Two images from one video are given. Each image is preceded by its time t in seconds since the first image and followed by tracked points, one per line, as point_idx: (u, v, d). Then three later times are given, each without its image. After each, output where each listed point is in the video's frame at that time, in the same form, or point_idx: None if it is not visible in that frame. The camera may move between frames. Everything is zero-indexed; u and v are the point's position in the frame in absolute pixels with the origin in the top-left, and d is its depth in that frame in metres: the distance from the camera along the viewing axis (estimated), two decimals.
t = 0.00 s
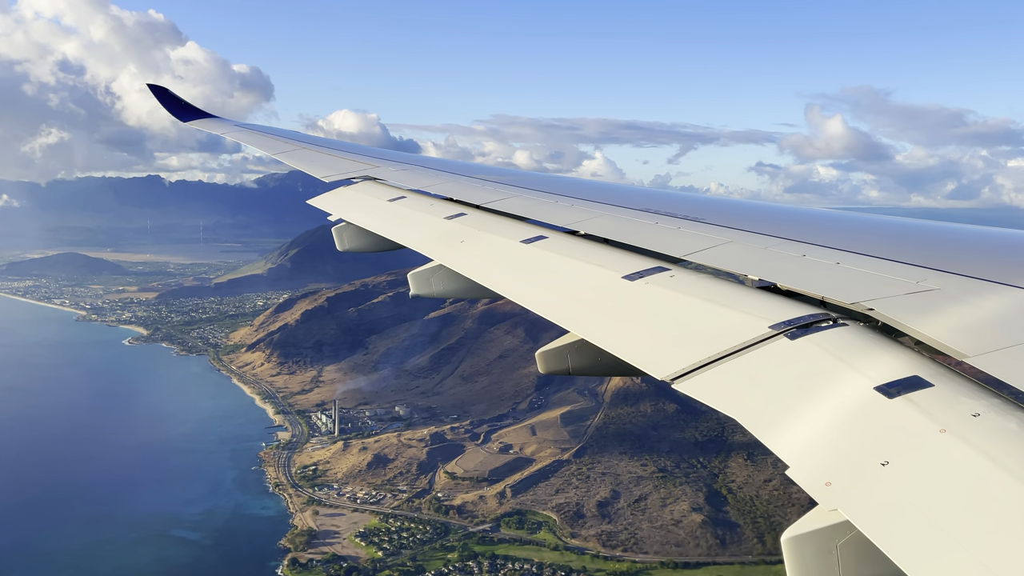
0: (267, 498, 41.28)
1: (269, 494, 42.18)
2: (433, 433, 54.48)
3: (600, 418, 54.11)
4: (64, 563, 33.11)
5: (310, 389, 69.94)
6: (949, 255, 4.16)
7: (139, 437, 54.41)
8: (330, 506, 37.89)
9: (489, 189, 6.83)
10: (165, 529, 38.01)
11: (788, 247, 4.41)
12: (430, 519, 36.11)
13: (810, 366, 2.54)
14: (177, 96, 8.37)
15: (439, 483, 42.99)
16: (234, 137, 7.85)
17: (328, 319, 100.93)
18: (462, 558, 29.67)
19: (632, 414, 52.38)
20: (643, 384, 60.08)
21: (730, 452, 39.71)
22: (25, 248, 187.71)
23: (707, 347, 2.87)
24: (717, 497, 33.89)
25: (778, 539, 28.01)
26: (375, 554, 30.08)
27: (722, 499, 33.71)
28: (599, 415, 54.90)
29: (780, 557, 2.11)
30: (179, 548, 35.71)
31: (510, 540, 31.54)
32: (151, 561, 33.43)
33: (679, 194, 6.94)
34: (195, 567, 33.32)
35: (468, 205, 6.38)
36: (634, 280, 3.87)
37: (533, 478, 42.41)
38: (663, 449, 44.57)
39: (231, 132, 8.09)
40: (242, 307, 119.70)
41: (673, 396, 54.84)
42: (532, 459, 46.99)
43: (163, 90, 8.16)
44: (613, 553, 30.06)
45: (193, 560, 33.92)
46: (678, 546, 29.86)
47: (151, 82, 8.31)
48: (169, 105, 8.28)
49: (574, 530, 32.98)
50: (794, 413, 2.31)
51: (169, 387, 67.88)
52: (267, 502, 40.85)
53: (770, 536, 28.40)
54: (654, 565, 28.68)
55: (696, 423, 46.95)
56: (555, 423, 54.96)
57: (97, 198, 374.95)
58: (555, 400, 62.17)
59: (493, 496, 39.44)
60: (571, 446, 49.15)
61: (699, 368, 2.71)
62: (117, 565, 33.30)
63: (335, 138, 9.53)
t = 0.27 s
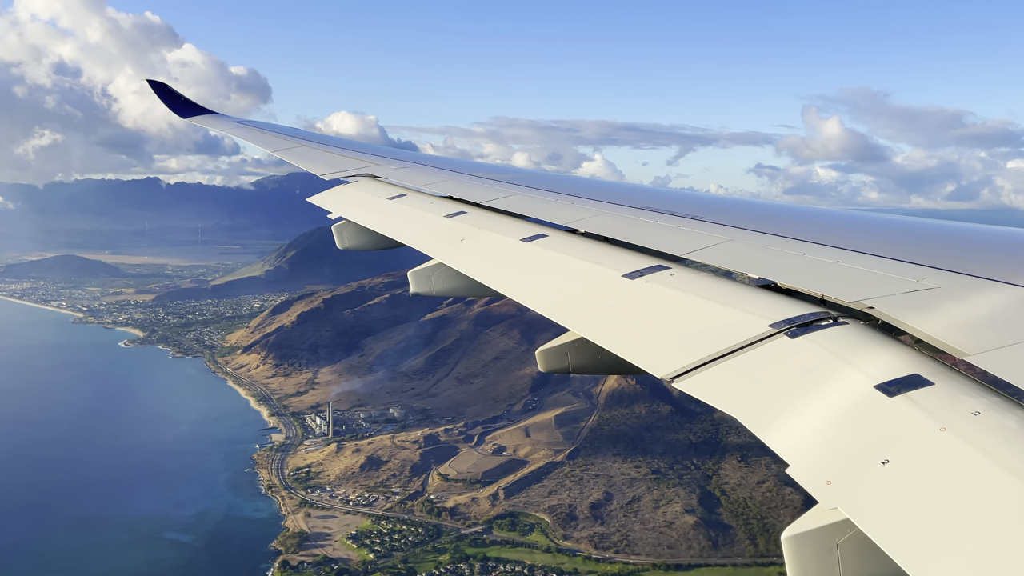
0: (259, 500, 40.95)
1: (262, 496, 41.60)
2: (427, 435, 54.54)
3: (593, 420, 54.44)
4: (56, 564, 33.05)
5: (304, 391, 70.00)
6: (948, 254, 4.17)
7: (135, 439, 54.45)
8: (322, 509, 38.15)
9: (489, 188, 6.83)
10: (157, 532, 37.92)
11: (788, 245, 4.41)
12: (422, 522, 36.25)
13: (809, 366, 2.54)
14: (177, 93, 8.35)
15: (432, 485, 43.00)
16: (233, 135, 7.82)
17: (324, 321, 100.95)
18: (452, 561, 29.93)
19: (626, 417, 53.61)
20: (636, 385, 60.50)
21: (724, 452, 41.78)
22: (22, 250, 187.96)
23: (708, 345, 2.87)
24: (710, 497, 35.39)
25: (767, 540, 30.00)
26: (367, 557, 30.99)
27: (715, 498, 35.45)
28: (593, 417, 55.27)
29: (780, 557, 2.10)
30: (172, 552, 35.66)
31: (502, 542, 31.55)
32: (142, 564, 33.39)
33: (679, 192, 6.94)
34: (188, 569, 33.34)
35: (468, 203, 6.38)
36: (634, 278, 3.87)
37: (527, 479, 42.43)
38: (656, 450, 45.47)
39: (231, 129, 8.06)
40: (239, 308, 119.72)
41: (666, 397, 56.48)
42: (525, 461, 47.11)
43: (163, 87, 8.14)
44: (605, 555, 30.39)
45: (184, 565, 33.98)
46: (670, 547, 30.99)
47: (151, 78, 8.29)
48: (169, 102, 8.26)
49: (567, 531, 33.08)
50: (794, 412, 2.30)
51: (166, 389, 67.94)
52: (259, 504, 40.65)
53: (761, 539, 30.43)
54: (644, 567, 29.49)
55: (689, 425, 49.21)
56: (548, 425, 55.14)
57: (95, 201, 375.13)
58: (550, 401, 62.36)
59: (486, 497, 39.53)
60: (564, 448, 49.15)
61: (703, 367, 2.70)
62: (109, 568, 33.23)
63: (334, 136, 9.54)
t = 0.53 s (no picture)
0: (252, 503, 41.04)
1: (255, 499, 41.65)
2: (421, 437, 54.47)
3: (588, 422, 54.68)
4: (47, 566, 32.93)
5: (300, 394, 70.01)
6: (948, 252, 4.18)
7: (130, 441, 54.31)
8: (314, 512, 38.00)
9: (489, 187, 6.81)
10: (148, 536, 37.80)
11: (789, 244, 4.41)
12: (414, 525, 36.12)
13: (810, 365, 2.53)
14: (177, 92, 8.33)
15: (425, 488, 42.97)
16: (233, 134, 7.80)
17: (320, 322, 100.87)
18: (445, 564, 29.97)
19: (621, 418, 53.76)
20: (630, 387, 60.68)
21: (718, 455, 41.52)
22: (19, 253, 187.86)
23: (709, 344, 2.87)
24: (702, 501, 35.63)
25: (760, 544, 30.14)
26: (357, 560, 30.63)
27: (707, 502, 35.64)
28: (588, 419, 55.59)
29: (781, 556, 2.10)
30: (163, 555, 35.55)
31: (493, 546, 31.60)
32: (133, 567, 33.25)
33: (679, 191, 6.93)
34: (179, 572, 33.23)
35: (468, 202, 6.36)
36: (635, 277, 3.87)
37: (520, 482, 42.47)
38: (650, 452, 45.58)
39: (231, 128, 8.05)
40: (236, 310, 119.61)
41: (661, 398, 56.46)
42: (518, 463, 47.02)
43: (163, 87, 8.13)
44: (597, 557, 30.70)
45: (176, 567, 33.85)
46: (663, 549, 31.18)
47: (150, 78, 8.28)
48: (169, 101, 8.25)
49: (559, 534, 33.37)
50: (795, 411, 2.30)
51: (161, 392, 67.84)
52: (251, 507, 40.54)
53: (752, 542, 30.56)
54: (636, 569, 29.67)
55: (684, 426, 48.74)
56: (542, 427, 55.16)
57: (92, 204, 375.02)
58: (545, 403, 62.42)
59: (479, 500, 39.51)
60: (558, 450, 49.05)
61: (703, 365, 2.71)
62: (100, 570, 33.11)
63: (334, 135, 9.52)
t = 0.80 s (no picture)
0: (243, 505, 40.79)
1: (246, 501, 41.31)
2: (414, 439, 54.39)
3: (582, 424, 54.70)
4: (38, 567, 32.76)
5: (294, 395, 69.95)
6: (949, 252, 4.18)
7: (125, 443, 54.20)
8: (305, 514, 37.75)
9: (489, 186, 6.80)
10: (138, 537, 37.57)
11: (789, 243, 4.41)
12: (405, 526, 35.97)
13: (809, 364, 2.54)
14: (176, 90, 8.32)
15: (418, 490, 42.89)
16: (232, 132, 7.79)
17: (315, 325, 100.78)
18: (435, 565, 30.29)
19: (615, 420, 53.65)
20: (625, 389, 60.52)
21: (711, 456, 41.73)
22: (14, 256, 187.62)
23: (705, 344, 2.86)
24: (696, 502, 35.37)
25: (751, 545, 30.63)
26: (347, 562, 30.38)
27: (701, 503, 35.37)
28: (582, 421, 55.55)
29: (781, 555, 2.10)
30: (155, 555, 35.37)
31: (485, 547, 31.64)
32: (124, 567, 33.07)
33: (678, 192, 6.93)
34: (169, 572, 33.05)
35: (467, 202, 6.36)
36: (635, 276, 3.86)
37: (512, 484, 42.35)
38: (643, 454, 45.53)
39: (231, 126, 8.04)
40: (232, 312, 119.44)
41: (656, 399, 56.33)
42: (512, 464, 46.99)
43: (162, 84, 8.12)
44: (588, 558, 30.64)
45: (167, 566, 33.66)
46: (654, 551, 31.17)
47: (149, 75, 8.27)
48: (168, 99, 8.24)
49: (551, 535, 33.36)
50: (803, 417, 2.25)
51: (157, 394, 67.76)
52: (243, 508, 40.40)
53: (744, 543, 31.13)
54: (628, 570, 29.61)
55: (678, 427, 48.75)
56: (536, 429, 55.05)
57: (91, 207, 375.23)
58: (539, 405, 62.36)
59: (471, 502, 39.45)
60: (551, 452, 48.84)
61: (704, 364, 2.71)
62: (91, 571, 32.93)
63: (334, 134, 9.51)
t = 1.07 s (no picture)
0: (236, 508, 41.06)
1: (239, 503, 41.54)
2: (408, 440, 54.40)
3: (576, 425, 54.61)
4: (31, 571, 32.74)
5: (289, 397, 69.94)
6: (949, 252, 4.18)
7: (121, 445, 54.19)
8: (298, 515, 38.17)
9: (490, 187, 6.79)
10: (130, 540, 37.51)
11: (789, 244, 4.41)
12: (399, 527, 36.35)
13: (811, 364, 2.53)
14: (175, 91, 8.32)
15: (411, 491, 43.14)
16: (232, 133, 7.79)
17: (311, 326, 100.75)
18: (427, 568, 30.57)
19: (609, 422, 53.40)
20: (619, 390, 60.43)
21: (705, 458, 41.91)
22: (12, 258, 187.73)
23: (706, 345, 2.87)
24: (688, 504, 35.56)
25: (743, 545, 30.81)
26: (339, 564, 31.18)
27: (694, 504, 35.64)
28: (576, 421, 55.40)
29: (781, 555, 2.10)
30: (148, 559, 35.35)
31: (477, 549, 32.05)
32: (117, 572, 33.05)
33: (678, 192, 6.93)
34: None
35: (467, 203, 6.36)
36: (634, 278, 3.87)
37: (506, 485, 42.53)
38: (637, 455, 45.69)
39: (231, 128, 8.03)
40: (230, 314, 119.45)
41: (651, 400, 56.31)
42: (505, 466, 47.04)
43: (162, 85, 8.11)
44: (581, 560, 30.82)
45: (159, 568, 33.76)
46: (647, 553, 31.41)
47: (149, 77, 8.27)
48: (168, 100, 8.23)
49: (543, 537, 33.50)
50: (804, 418, 2.25)
51: (153, 396, 67.73)
52: (236, 511, 40.71)
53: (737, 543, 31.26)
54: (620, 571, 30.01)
55: (672, 429, 48.84)
56: (530, 430, 55.04)
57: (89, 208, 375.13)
58: (534, 406, 62.42)
59: (464, 503, 39.50)
60: (545, 453, 48.85)
61: (704, 365, 2.71)
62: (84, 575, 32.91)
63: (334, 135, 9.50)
